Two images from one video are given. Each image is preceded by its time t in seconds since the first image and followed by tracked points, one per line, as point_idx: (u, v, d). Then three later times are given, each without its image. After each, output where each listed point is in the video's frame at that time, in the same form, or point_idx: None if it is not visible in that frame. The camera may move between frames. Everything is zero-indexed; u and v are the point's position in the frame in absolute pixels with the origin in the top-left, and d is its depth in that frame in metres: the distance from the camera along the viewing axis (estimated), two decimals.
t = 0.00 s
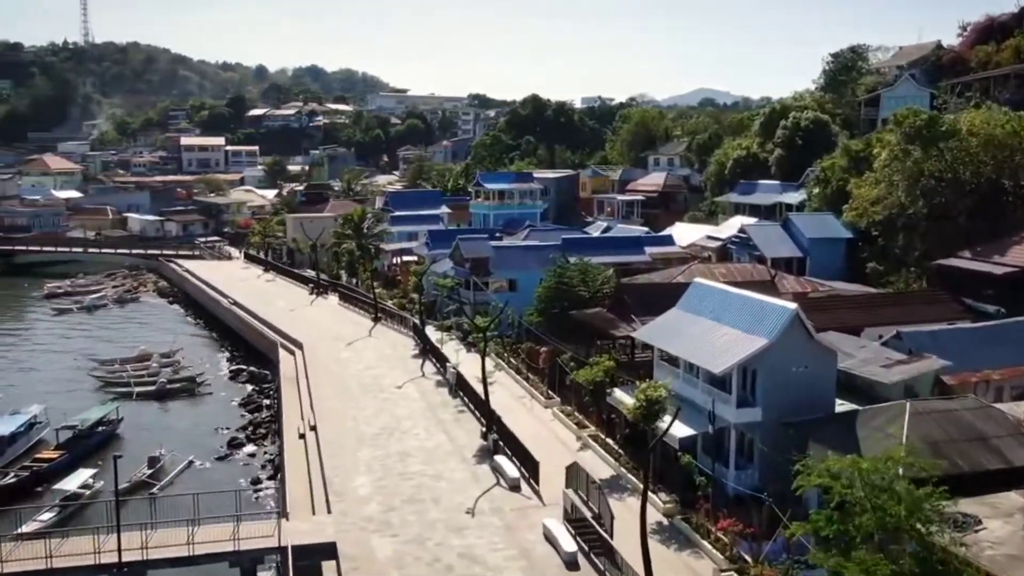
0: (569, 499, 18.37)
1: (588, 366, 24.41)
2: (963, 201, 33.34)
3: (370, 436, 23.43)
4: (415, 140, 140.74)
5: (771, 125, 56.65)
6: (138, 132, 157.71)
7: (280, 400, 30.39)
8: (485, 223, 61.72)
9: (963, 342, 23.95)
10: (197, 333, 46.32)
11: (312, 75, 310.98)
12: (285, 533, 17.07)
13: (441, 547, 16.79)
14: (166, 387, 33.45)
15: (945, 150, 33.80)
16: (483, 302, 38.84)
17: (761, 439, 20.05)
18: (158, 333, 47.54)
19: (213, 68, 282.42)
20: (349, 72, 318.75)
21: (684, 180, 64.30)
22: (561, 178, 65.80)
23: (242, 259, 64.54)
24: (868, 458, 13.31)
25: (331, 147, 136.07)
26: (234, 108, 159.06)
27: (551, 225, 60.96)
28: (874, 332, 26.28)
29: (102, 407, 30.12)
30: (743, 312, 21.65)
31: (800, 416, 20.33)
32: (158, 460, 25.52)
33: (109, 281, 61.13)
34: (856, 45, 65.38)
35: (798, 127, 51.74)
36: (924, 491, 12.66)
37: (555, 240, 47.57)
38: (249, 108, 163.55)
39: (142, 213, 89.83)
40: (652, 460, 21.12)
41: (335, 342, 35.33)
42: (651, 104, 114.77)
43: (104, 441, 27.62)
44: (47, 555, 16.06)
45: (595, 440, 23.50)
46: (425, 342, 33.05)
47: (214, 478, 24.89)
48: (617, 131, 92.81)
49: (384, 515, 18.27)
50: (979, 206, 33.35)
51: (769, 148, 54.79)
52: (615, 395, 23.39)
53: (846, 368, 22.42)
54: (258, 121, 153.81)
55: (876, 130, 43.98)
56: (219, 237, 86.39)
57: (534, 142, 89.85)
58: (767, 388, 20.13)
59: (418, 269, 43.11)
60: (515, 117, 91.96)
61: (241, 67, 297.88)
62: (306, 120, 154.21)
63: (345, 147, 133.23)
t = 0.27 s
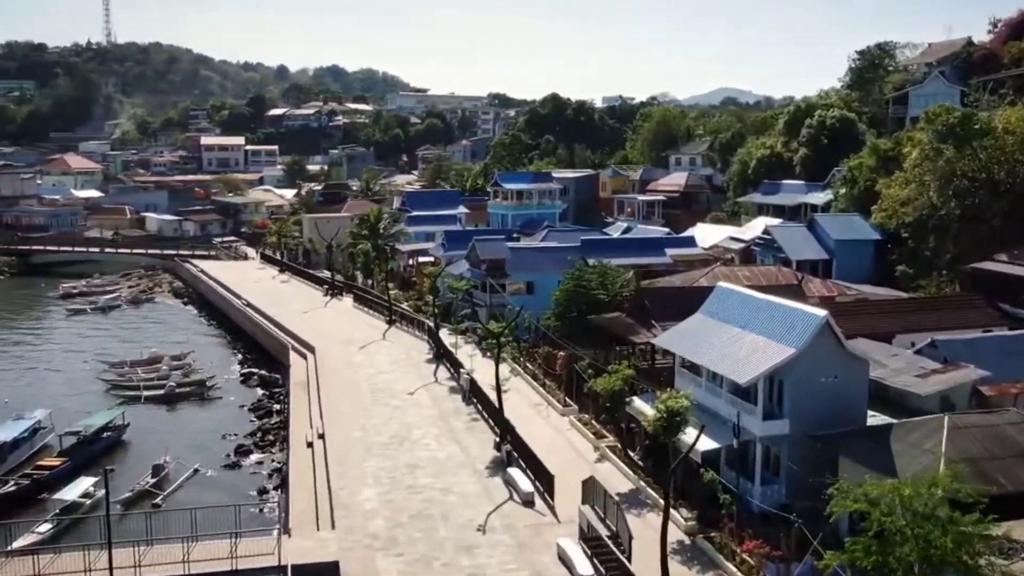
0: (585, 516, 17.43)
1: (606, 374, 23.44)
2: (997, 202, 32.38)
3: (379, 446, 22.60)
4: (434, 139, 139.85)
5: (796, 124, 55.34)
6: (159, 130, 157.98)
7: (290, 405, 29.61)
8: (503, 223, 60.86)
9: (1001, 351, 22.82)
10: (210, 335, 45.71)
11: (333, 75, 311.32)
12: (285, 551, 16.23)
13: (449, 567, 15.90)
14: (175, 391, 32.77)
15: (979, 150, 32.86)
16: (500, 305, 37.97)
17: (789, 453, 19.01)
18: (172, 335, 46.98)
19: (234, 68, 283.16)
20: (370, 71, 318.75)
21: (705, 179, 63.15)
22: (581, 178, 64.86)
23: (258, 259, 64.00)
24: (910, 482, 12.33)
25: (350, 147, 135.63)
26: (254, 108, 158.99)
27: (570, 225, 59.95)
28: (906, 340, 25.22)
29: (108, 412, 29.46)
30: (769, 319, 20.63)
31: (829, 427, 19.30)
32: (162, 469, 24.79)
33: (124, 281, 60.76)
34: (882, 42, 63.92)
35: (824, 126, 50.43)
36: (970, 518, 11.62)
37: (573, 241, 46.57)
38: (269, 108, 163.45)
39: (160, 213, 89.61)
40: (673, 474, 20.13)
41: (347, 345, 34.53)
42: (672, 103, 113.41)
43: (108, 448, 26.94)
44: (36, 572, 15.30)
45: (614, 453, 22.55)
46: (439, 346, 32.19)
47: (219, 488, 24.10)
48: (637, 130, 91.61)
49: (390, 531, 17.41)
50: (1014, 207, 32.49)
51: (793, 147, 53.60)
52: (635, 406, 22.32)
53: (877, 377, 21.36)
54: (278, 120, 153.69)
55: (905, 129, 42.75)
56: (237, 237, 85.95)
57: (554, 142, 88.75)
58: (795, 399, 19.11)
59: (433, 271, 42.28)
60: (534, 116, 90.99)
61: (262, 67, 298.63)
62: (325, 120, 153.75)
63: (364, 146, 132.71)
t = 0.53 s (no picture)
0: (602, 536, 16.36)
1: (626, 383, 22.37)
2: None
3: (388, 457, 21.64)
4: (454, 139, 138.88)
5: (822, 122, 53.93)
6: (180, 130, 158.13)
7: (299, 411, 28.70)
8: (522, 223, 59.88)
9: None
10: (223, 337, 44.97)
11: (354, 75, 311.32)
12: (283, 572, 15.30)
13: None
14: (183, 396, 31.97)
15: (1016, 149, 31.49)
16: (517, 308, 36.97)
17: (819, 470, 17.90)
18: (185, 337, 46.29)
19: (255, 67, 283.67)
20: (391, 71, 318.49)
21: (729, 179, 61.83)
22: (602, 177, 63.81)
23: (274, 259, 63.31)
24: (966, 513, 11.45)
25: (370, 146, 135.00)
26: (274, 107, 158.74)
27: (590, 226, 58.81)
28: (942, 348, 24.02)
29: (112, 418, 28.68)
30: (799, 327, 19.48)
31: (863, 444, 18.19)
32: (164, 478, 23.93)
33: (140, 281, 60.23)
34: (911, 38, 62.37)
35: (852, 124, 49.07)
36: None
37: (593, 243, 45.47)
38: (289, 107, 163.15)
39: (179, 212, 89.22)
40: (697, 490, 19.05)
41: (360, 349, 33.59)
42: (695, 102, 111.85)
43: (110, 456, 26.12)
44: None
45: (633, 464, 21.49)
46: (454, 351, 31.21)
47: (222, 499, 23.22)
48: (659, 128, 90.29)
49: (395, 551, 16.44)
50: None
51: (820, 146, 52.23)
52: (657, 415, 21.34)
53: (914, 389, 20.23)
54: (298, 120, 153.36)
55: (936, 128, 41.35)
56: (254, 236, 85.40)
57: (574, 141, 87.52)
58: (826, 412, 17.99)
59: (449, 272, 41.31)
60: (554, 114, 89.84)
61: (283, 67, 299.12)
62: (345, 119, 153.19)
63: (383, 146, 132.03)
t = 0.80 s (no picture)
0: (620, 562, 15.22)
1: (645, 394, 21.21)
2: None
3: (395, 470, 20.58)
4: (473, 138, 137.67)
5: (849, 120, 52.41)
6: (201, 128, 158.05)
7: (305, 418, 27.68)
8: (541, 223, 58.79)
9: None
10: (235, 338, 44.15)
11: (375, 73, 311.34)
12: None
13: None
14: (189, 401, 31.08)
15: None
16: (535, 311, 35.85)
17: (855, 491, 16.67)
18: (196, 338, 45.50)
19: (277, 67, 283.72)
20: (412, 70, 317.62)
21: (753, 178, 60.38)
22: (623, 176, 62.59)
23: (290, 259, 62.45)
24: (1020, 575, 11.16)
25: (389, 144, 134.19)
26: (294, 106, 158.33)
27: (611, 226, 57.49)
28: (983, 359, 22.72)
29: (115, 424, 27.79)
30: (831, 335, 18.21)
31: (902, 463, 16.94)
32: (163, 488, 22.98)
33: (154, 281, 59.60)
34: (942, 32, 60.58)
35: (881, 121, 47.57)
36: None
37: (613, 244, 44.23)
38: (309, 106, 162.71)
39: (197, 211, 88.70)
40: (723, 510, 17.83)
41: (371, 353, 32.58)
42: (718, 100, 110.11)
43: (109, 464, 25.20)
44: None
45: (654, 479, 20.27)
46: (468, 355, 30.13)
47: (223, 512, 22.27)
48: (681, 126, 88.78)
49: None
50: None
51: (847, 145, 50.75)
52: (680, 424, 20.23)
53: (956, 403, 18.94)
54: (318, 118, 152.80)
55: (971, 125, 39.84)
56: (272, 236, 84.71)
57: (595, 139, 86.14)
58: (861, 428, 16.74)
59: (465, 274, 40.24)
60: (574, 113, 88.55)
61: (305, 66, 299.21)
62: (365, 117, 152.39)
63: (403, 144, 131.18)
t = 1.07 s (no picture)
0: None
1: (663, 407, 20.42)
2: None
3: (400, 483, 19.64)
4: (490, 137, 136.56)
5: (874, 118, 51.07)
6: (217, 127, 157.89)
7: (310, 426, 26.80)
8: (557, 223, 57.74)
9: None
10: (244, 340, 43.37)
11: (393, 73, 310.96)
12: None
13: None
14: (193, 406, 30.27)
15: None
16: (549, 315, 34.86)
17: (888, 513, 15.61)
18: (205, 340, 44.78)
19: (294, 66, 283.75)
20: (429, 69, 316.91)
21: (773, 178, 59.11)
22: (640, 176, 61.46)
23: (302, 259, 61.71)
24: None
25: (405, 143, 133.39)
26: (311, 105, 157.88)
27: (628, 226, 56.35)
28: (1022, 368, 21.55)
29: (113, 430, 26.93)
30: (862, 345, 17.11)
31: (940, 484, 15.83)
32: (160, 500, 22.10)
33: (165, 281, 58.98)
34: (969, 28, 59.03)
35: (907, 119, 46.24)
36: None
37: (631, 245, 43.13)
38: (326, 105, 162.19)
39: (211, 210, 88.16)
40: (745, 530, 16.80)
41: (381, 358, 31.65)
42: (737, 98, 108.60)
43: (105, 472, 24.33)
44: None
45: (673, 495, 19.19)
46: (479, 360, 29.18)
47: (222, 526, 21.40)
48: (700, 125, 87.46)
49: None
50: None
51: (871, 143, 49.42)
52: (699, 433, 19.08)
53: (996, 416, 17.79)
54: (334, 117, 152.21)
55: (1002, 123, 38.48)
56: (286, 236, 84.05)
57: (613, 138, 84.89)
58: (896, 446, 15.64)
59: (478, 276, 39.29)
60: (592, 111, 87.39)
61: (322, 65, 299.19)
62: (382, 116, 151.64)
63: (419, 143, 130.37)
